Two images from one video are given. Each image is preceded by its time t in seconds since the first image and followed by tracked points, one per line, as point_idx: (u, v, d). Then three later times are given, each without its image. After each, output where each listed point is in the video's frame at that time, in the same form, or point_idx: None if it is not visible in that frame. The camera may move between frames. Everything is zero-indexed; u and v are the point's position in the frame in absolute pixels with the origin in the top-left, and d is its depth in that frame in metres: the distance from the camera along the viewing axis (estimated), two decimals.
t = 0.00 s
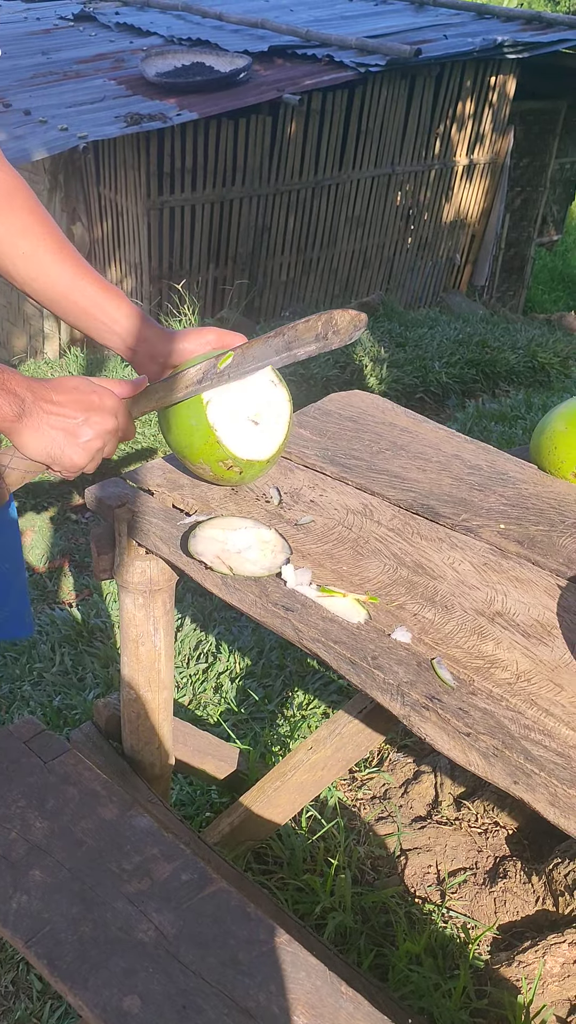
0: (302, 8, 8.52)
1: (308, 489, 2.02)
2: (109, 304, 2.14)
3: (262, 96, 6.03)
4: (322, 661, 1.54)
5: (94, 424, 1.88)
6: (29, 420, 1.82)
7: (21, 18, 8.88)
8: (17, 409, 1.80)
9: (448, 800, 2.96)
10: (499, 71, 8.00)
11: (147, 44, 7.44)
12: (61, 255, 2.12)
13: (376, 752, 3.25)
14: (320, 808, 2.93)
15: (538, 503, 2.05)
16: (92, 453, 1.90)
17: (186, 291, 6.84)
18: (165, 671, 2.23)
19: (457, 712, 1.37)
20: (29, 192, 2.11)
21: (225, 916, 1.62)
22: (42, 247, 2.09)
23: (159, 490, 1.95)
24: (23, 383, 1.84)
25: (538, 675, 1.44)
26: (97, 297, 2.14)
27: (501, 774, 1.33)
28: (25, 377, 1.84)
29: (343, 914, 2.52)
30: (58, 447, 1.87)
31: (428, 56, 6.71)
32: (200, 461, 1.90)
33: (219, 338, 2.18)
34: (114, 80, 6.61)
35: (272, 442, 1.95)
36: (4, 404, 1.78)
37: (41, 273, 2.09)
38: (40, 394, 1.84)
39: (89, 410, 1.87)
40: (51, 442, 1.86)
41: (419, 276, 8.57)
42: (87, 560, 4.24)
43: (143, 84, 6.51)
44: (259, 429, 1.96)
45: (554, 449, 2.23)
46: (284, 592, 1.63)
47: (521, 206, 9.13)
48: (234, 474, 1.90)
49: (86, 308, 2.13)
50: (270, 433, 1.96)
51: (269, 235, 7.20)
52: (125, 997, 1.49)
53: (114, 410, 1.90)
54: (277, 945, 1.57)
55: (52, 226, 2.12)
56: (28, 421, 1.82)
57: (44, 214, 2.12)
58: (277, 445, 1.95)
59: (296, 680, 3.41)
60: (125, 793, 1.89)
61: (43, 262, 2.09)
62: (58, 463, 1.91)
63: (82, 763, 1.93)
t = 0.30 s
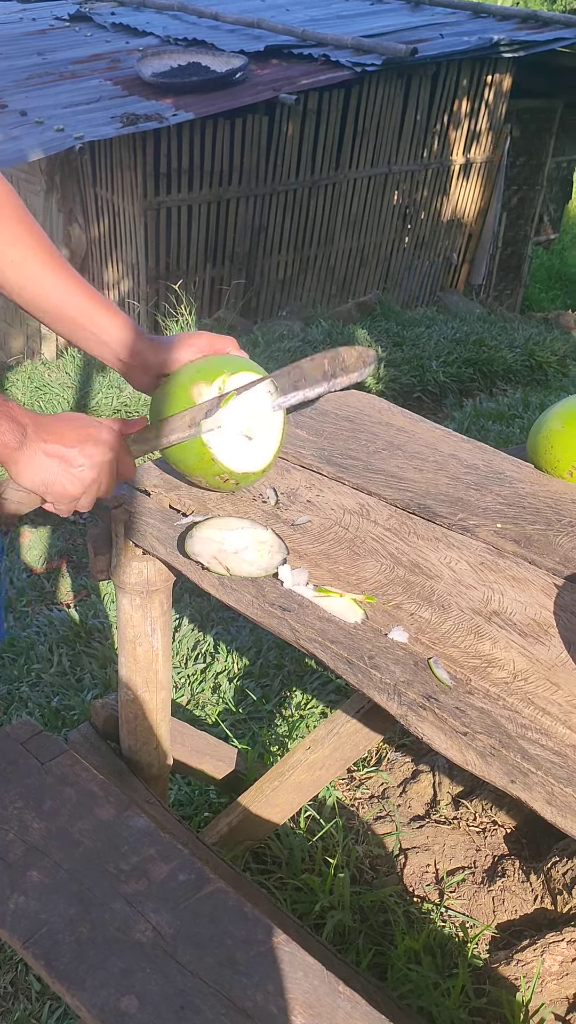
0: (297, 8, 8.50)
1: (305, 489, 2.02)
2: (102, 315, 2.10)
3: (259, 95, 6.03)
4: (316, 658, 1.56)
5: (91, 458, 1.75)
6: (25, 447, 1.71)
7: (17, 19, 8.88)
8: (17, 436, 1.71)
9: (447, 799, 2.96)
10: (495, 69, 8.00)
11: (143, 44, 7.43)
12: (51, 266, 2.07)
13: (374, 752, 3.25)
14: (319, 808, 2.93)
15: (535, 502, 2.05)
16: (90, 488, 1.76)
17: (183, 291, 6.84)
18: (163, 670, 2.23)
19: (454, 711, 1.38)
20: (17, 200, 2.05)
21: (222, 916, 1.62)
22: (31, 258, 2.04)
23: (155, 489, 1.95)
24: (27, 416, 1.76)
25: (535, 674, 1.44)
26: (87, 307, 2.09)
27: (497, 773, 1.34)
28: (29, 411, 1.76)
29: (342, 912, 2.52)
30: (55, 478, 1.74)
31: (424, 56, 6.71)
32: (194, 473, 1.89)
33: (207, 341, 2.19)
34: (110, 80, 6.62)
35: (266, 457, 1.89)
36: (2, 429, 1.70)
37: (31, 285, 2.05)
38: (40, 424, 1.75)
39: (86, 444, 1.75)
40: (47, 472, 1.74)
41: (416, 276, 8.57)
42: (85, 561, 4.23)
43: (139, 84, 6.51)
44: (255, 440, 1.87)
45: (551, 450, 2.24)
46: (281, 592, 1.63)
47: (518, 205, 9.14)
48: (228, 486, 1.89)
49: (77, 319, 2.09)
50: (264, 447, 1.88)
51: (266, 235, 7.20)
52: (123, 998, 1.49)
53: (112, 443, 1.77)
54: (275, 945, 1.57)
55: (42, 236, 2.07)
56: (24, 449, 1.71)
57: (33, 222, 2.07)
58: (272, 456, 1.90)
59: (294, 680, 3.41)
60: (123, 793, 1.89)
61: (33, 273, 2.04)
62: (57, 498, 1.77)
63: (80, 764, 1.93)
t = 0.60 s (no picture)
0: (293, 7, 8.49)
1: (304, 487, 2.02)
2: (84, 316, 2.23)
3: (255, 94, 6.03)
4: (318, 657, 1.53)
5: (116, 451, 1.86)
6: (57, 445, 1.87)
7: (13, 18, 8.87)
8: (48, 431, 1.88)
9: (447, 796, 2.97)
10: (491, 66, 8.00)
11: (138, 43, 7.43)
12: (34, 267, 2.18)
13: (374, 749, 3.25)
14: (319, 805, 2.94)
15: (534, 499, 2.05)
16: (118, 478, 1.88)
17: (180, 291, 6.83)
18: (163, 669, 2.24)
19: (454, 706, 1.37)
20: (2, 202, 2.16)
21: (225, 913, 1.62)
22: (16, 258, 2.15)
23: (155, 489, 1.95)
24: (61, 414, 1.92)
25: (534, 671, 1.45)
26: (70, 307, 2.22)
27: (497, 769, 1.33)
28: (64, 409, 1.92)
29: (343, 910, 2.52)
30: (85, 471, 1.89)
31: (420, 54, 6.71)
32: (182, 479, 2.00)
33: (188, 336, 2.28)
34: (105, 79, 6.61)
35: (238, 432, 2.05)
36: (35, 427, 1.88)
37: (15, 285, 2.16)
38: (70, 420, 1.90)
39: (111, 437, 1.87)
40: (78, 466, 1.89)
41: (413, 274, 8.57)
42: (84, 560, 4.23)
43: (135, 83, 6.50)
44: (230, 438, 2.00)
45: (549, 443, 2.24)
46: (281, 590, 1.63)
47: (514, 203, 9.16)
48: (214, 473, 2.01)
49: (60, 320, 2.22)
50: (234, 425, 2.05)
51: (263, 234, 7.20)
52: (126, 994, 1.49)
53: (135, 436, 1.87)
54: (277, 941, 1.57)
55: (26, 239, 2.18)
56: (56, 446, 1.88)
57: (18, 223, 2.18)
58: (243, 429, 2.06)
59: (294, 678, 3.41)
60: (124, 791, 1.89)
61: (19, 278, 2.16)
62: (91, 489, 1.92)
63: (81, 762, 1.93)
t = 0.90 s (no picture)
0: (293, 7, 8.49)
1: (305, 487, 2.02)
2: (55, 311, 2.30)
3: (255, 95, 6.03)
4: (318, 656, 1.52)
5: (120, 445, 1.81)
6: (58, 449, 1.80)
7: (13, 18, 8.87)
8: (47, 437, 1.80)
9: (448, 796, 2.96)
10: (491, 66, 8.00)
11: (138, 43, 7.43)
12: (9, 260, 2.25)
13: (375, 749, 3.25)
14: (320, 805, 2.94)
15: (535, 499, 2.05)
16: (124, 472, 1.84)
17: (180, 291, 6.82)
18: (164, 670, 2.23)
19: (457, 706, 1.37)
20: None
21: (228, 914, 1.62)
22: None
23: (156, 489, 1.94)
24: (56, 415, 1.84)
25: (536, 671, 1.44)
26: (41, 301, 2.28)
27: (500, 770, 1.31)
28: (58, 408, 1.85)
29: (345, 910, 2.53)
30: (90, 471, 1.81)
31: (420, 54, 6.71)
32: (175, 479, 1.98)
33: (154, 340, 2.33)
34: (106, 80, 6.61)
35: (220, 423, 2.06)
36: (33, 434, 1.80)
37: None
38: (68, 422, 1.82)
39: (114, 432, 1.81)
40: (82, 468, 1.81)
41: (413, 274, 8.57)
42: (84, 560, 4.23)
43: (135, 84, 6.50)
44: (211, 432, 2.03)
45: (550, 444, 2.23)
46: (283, 591, 1.63)
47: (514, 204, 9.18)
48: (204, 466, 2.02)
49: (30, 312, 2.28)
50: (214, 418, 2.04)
51: (263, 234, 7.19)
52: (129, 994, 1.49)
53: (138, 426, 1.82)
54: (279, 941, 1.57)
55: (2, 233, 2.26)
56: (57, 450, 1.81)
57: None
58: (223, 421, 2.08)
59: (295, 678, 3.41)
60: (127, 792, 1.89)
61: None
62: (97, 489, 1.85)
63: (83, 763, 1.93)
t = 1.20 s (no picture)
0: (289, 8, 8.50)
1: (304, 488, 2.02)
2: (35, 322, 2.21)
3: (251, 95, 6.03)
4: (318, 657, 1.53)
5: (56, 429, 1.69)
6: None
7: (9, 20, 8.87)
8: None
9: (447, 797, 2.96)
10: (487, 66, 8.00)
11: (134, 44, 7.43)
12: None
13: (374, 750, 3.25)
14: (320, 806, 2.94)
15: (534, 499, 2.05)
16: (64, 456, 1.74)
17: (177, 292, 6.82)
18: (163, 671, 2.23)
19: (456, 707, 1.37)
20: None
21: (228, 915, 1.61)
22: None
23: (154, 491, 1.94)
24: None
25: (537, 671, 1.45)
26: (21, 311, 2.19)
27: (500, 769, 1.33)
28: None
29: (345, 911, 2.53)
30: (28, 456, 1.71)
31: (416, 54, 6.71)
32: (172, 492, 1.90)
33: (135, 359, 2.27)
34: (102, 81, 6.61)
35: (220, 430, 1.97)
36: None
37: None
38: None
39: (50, 416, 1.69)
40: (19, 455, 1.71)
41: (409, 274, 8.58)
42: (82, 562, 4.23)
43: (131, 85, 6.50)
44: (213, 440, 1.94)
45: (548, 444, 2.22)
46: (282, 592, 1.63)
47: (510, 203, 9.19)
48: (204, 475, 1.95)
49: (9, 322, 2.19)
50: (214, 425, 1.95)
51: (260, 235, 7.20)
52: (130, 997, 1.49)
53: (75, 408, 1.70)
54: (280, 943, 1.57)
55: None
56: None
57: None
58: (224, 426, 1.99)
59: (294, 679, 3.41)
60: (126, 794, 1.89)
61: None
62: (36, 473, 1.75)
63: (82, 765, 1.93)
